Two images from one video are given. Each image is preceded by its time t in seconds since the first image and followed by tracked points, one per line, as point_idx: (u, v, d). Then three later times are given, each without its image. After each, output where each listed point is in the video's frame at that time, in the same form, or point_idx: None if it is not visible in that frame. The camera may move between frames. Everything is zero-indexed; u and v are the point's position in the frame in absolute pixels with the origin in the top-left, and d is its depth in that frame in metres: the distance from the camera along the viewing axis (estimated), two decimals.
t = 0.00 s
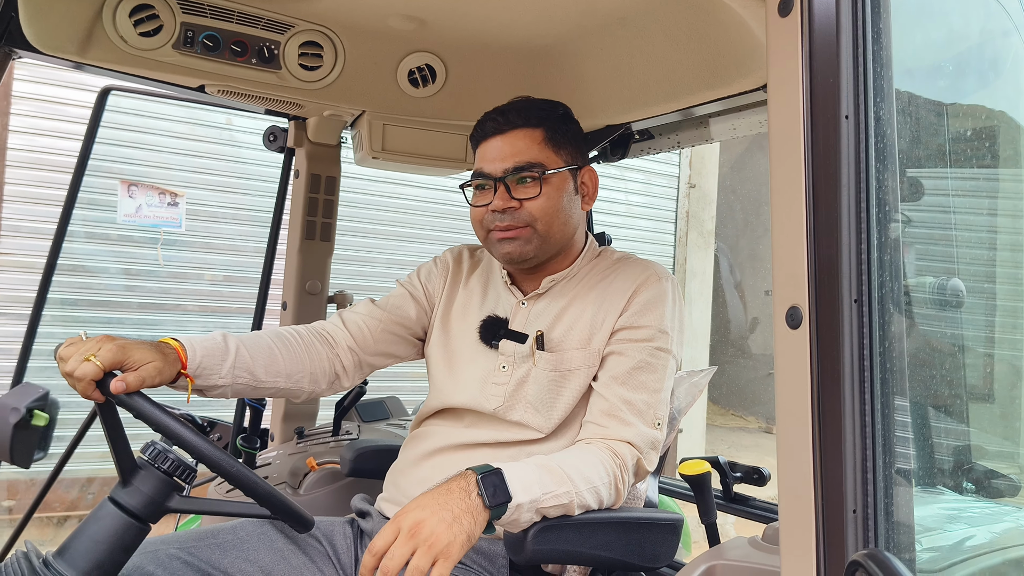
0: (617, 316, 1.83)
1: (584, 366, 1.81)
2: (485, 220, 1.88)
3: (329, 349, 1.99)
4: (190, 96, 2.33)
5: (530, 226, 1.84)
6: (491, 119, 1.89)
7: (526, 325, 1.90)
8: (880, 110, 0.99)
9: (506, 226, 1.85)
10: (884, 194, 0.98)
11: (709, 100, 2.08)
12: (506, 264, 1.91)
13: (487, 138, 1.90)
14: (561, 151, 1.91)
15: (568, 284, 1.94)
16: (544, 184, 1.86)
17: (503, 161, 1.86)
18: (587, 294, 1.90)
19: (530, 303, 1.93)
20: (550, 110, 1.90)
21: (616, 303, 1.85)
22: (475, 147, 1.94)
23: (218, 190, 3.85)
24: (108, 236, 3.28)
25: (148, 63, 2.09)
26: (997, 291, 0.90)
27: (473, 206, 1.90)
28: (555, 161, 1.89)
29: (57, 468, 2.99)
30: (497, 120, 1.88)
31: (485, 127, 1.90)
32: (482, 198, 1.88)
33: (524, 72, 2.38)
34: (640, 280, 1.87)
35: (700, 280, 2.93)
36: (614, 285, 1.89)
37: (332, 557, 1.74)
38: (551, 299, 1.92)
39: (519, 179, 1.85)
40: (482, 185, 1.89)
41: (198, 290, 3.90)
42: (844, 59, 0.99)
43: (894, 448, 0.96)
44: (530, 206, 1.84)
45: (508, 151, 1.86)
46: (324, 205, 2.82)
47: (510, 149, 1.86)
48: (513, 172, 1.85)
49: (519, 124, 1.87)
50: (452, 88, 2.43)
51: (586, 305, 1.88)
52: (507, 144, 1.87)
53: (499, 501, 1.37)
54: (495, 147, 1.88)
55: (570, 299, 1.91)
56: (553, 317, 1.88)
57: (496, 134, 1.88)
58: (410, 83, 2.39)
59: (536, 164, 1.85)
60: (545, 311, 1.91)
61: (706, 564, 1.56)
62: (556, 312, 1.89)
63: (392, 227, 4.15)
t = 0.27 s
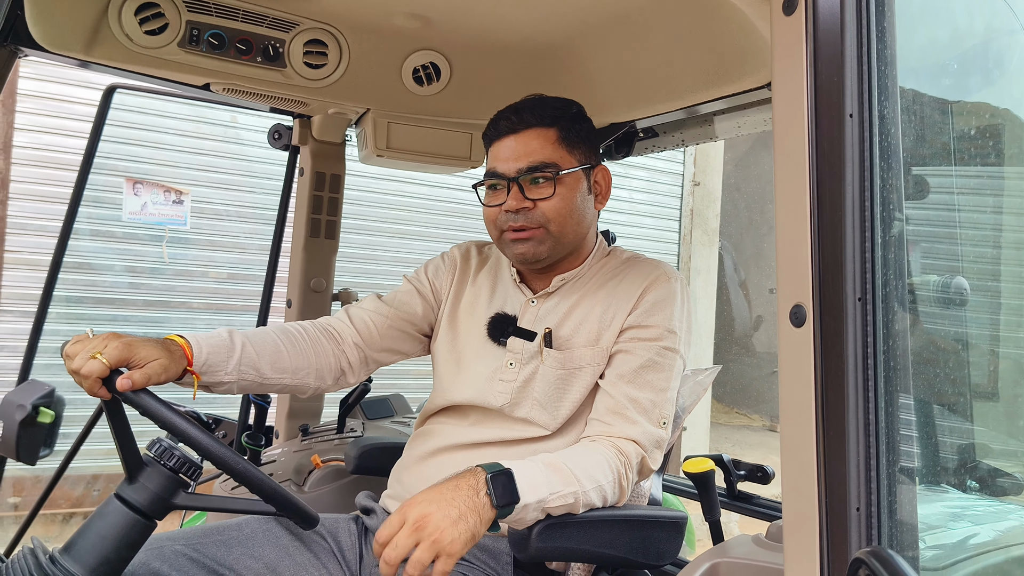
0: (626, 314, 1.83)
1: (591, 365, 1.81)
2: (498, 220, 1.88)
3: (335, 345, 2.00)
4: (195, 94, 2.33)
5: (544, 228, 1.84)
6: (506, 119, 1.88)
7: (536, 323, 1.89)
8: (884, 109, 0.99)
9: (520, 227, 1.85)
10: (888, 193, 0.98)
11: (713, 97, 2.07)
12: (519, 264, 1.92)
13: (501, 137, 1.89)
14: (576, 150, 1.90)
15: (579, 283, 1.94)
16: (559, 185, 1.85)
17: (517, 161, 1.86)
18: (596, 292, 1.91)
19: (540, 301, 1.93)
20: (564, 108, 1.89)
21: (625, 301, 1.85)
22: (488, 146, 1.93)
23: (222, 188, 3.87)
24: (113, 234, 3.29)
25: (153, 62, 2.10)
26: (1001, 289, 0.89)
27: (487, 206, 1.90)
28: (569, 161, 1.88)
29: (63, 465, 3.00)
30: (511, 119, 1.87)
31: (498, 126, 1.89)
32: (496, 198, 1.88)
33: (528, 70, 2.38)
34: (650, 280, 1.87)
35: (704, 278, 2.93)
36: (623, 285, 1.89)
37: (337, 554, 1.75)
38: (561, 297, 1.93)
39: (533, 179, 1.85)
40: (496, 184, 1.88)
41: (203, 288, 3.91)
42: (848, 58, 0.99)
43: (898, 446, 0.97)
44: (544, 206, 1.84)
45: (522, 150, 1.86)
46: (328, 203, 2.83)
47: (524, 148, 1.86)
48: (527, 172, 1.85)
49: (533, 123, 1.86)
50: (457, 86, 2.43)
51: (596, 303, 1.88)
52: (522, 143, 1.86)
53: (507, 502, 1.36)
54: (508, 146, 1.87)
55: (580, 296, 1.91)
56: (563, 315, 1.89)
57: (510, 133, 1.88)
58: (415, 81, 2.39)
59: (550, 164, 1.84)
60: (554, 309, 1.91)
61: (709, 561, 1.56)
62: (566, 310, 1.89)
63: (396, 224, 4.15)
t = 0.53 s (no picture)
0: (632, 312, 1.83)
1: (596, 362, 1.81)
2: (506, 224, 1.88)
3: (338, 344, 2.00)
4: (200, 92, 2.34)
5: (552, 230, 1.84)
6: (510, 122, 1.88)
7: (541, 321, 1.90)
8: (888, 107, 0.99)
9: (528, 231, 1.85)
10: (891, 191, 0.98)
11: (718, 95, 2.08)
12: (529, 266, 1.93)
13: (505, 140, 1.88)
14: (581, 150, 1.90)
15: (586, 281, 1.94)
16: (565, 186, 1.85)
17: (522, 165, 1.85)
18: (602, 291, 1.91)
19: (546, 300, 1.94)
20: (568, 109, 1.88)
21: (631, 301, 1.85)
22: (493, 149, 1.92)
23: (227, 186, 3.88)
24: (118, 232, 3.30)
25: (158, 61, 2.10)
26: (1006, 287, 0.90)
27: (493, 209, 1.90)
28: (575, 162, 1.87)
29: (69, 462, 3.01)
30: (515, 122, 1.87)
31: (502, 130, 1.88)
32: (503, 202, 1.88)
33: (532, 68, 2.38)
34: (657, 280, 1.87)
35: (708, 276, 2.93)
36: (629, 284, 1.89)
37: (342, 552, 1.76)
38: (568, 296, 1.93)
39: (539, 182, 1.84)
40: (503, 188, 1.88)
41: (208, 286, 3.92)
42: (852, 55, 0.99)
43: (901, 444, 0.97)
44: (551, 209, 1.84)
45: (528, 153, 1.85)
46: (333, 201, 2.83)
47: (529, 152, 1.85)
48: (533, 176, 1.84)
49: (538, 127, 1.86)
50: (461, 84, 2.43)
51: (602, 301, 1.88)
52: (528, 146, 1.85)
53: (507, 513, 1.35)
54: (512, 150, 1.86)
55: (585, 296, 1.91)
56: (569, 314, 1.89)
57: (514, 137, 1.87)
58: (419, 79, 2.39)
59: (556, 167, 1.84)
60: (560, 308, 1.91)
61: (713, 559, 1.56)
62: (571, 310, 1.89)
63: (400, 223, 4.17)
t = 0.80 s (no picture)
0: (634, 306, 1.83)
1: (601, 358, 1.82)
2: (506, 221, 1.87)
3: (341, 349, 2.01)
4: (207, 90, 2.34)
5: (552, 227, 1.84)
6: (507, 119, 1.87)
7: (545, 318, 1.90)
8: (895, 104, 0.99)
9: (528, 227, 1.84)
10: (898, 188, 0.98)
11: (724, 92, 2.07)
12: (528, 263, 1.91)
13: (503, 136, 1.88)
14: (580, 146, 1.89)
15: (587, 275, 1.94)
16: (565, 182, 1.84)
17: (521, 160, 1.84)
18: (603, 286, 1.90)
19: (549, 296, 1.93)
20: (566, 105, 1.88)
21: (632, 295, 1.85)
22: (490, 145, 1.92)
23: (235, 185, 3.89)
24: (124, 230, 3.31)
25: (164, 59, 2.11)
26: (1014, 284, 0.90)
27: (492, 207, 1.89)
28: (574, 158, 1.87)
29: (77, 460, 3.02)
30: (513, 117, 1.87)
31: (501, 127, 1.88)
32: (502, 199, 1.87)
33: (538, 66, 2.38)
34: (661, 269, 1.88)
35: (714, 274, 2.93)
36: (630, 276, 1.89)
37: (349, 549, 1.77)
38: (570, 292, 1.92)
39: (539, 178, 1.84)
40: (501, 184, 1.87)
41: (214, 284, 3.93)
42: (859, 51, 0.99)
43: (909, 442, 0.96)
44: (551, 205, 1.83)
45: (527, 149, 1.84)
46: (339, 199, 2.83)
47: (528, 148, 1.84)
48: (532, 172, 1.83)
49: (536, 123, 1.85)
50: (467, 82, 2.43)
51: (603, 296, 1.88)
52: (527, 141, 1.85)
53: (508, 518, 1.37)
54: (509, 146, 1.86)
55: (585, 292, 1.91)
56: (572, 309, 1.89)
57: (512, 133, 1.86)
58: (425, 77, 2.39)
59: (555, 162, 1.83)
60: (562, 304, 1.91)
61: (720, 557, 1.56)
62: (574, 304, 1.90)
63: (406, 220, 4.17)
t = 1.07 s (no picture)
0: (633, 306, 1.83)
1: (602, 359, 1.81)
2: (509, 227, 1.86)
3: (342, 357, 2.01)
4: (211, 90, 2.35)
5: (558, 233, 1.84)
6: (510, 124, 1.86)
7: (545, 321, 1.90)
8: (899, 103, 0.99)
9: (533, 234, 1.84)
10: (903, 186, 0.98)
11: (727, 91, 2.06)
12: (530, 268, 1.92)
13: (504, 142, 1.86)
14: (581, 149, 1.89)
15: (585, 279, 1.94)
16: (570, 187, 1.84)
17: (524, 167, 1.84)
18: (603, 287, 1.90)
19: (548, 300, 1.93)
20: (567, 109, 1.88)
21: (632, 295, 1.85)
22: (490, 151, 1.90)
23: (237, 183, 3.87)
24: (129, 229, 3.31)
25: (168, 58, 2.11)
26: (1017, 283, 0.88)
27: (495, 213, 1.88)
28: (577, 161, 1.87)
29: (82, 459, 3.03)
30: (515, 122, 1.86)
31: (503, 132, 1.87)
32: (505, 205, 1.86)
33: (541, 65, 2.38)
34: (660, 267, 1.87)
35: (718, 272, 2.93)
36: (630, 276, 1.89)
37: (353, 548, 1.77)
38: (570, 294, 1.93)
39: (543, 184, 1.83)
40: (504, 191, 1.86)
41: (218, 283, 3.94)
42: (863, 50, 0.99)
43: (912, 441, 0.97)
44: (556, 211, 1.83)
45: (530, 156, 1.84)
46: (342, 198, 2.84)
47: (532, 153, 1.84)
48: (536, 178, 1.83)
49: (539, 128, 1.85)
50: (470, 81, 2.43)
51: (602, 298, 1.88)
52: (529, 147, 1.84)
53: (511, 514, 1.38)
54: (512, 153, 1.85)
55: (583, 295, 1.91)
56: (572, 311, 1.89)
57: (515, 139, 1.85)
58: (428, 76, 2.39)
59: (559, 167, 1.83)
60: (561, 307, 1.91)
61: (724, 556, 1.56)
62: (573, 307, 1.90)
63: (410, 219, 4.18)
